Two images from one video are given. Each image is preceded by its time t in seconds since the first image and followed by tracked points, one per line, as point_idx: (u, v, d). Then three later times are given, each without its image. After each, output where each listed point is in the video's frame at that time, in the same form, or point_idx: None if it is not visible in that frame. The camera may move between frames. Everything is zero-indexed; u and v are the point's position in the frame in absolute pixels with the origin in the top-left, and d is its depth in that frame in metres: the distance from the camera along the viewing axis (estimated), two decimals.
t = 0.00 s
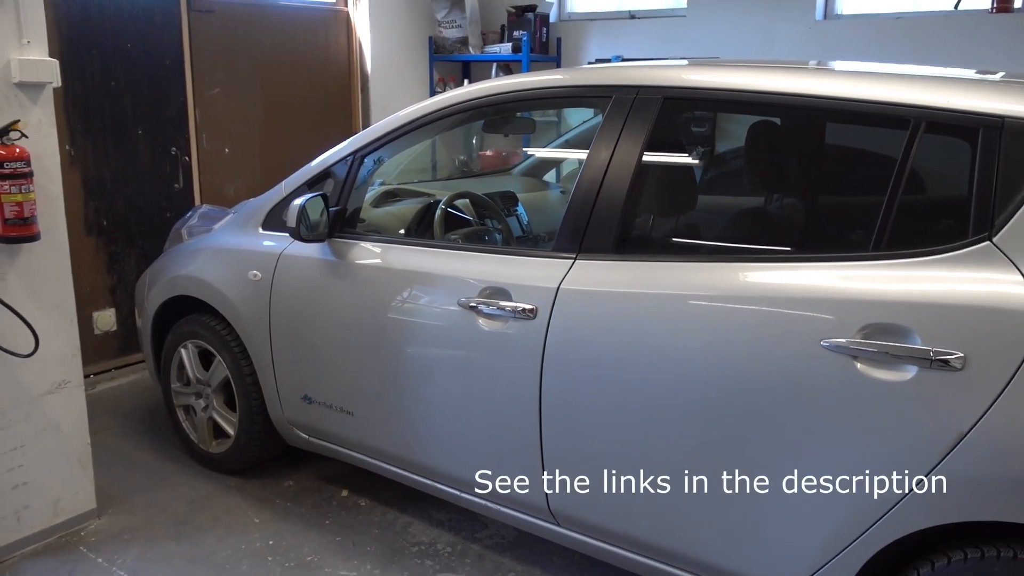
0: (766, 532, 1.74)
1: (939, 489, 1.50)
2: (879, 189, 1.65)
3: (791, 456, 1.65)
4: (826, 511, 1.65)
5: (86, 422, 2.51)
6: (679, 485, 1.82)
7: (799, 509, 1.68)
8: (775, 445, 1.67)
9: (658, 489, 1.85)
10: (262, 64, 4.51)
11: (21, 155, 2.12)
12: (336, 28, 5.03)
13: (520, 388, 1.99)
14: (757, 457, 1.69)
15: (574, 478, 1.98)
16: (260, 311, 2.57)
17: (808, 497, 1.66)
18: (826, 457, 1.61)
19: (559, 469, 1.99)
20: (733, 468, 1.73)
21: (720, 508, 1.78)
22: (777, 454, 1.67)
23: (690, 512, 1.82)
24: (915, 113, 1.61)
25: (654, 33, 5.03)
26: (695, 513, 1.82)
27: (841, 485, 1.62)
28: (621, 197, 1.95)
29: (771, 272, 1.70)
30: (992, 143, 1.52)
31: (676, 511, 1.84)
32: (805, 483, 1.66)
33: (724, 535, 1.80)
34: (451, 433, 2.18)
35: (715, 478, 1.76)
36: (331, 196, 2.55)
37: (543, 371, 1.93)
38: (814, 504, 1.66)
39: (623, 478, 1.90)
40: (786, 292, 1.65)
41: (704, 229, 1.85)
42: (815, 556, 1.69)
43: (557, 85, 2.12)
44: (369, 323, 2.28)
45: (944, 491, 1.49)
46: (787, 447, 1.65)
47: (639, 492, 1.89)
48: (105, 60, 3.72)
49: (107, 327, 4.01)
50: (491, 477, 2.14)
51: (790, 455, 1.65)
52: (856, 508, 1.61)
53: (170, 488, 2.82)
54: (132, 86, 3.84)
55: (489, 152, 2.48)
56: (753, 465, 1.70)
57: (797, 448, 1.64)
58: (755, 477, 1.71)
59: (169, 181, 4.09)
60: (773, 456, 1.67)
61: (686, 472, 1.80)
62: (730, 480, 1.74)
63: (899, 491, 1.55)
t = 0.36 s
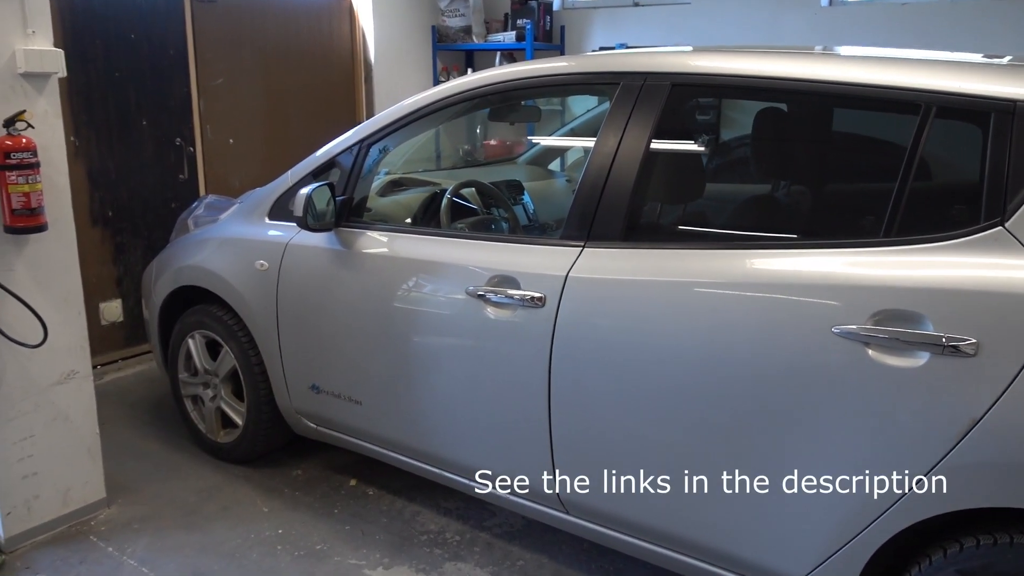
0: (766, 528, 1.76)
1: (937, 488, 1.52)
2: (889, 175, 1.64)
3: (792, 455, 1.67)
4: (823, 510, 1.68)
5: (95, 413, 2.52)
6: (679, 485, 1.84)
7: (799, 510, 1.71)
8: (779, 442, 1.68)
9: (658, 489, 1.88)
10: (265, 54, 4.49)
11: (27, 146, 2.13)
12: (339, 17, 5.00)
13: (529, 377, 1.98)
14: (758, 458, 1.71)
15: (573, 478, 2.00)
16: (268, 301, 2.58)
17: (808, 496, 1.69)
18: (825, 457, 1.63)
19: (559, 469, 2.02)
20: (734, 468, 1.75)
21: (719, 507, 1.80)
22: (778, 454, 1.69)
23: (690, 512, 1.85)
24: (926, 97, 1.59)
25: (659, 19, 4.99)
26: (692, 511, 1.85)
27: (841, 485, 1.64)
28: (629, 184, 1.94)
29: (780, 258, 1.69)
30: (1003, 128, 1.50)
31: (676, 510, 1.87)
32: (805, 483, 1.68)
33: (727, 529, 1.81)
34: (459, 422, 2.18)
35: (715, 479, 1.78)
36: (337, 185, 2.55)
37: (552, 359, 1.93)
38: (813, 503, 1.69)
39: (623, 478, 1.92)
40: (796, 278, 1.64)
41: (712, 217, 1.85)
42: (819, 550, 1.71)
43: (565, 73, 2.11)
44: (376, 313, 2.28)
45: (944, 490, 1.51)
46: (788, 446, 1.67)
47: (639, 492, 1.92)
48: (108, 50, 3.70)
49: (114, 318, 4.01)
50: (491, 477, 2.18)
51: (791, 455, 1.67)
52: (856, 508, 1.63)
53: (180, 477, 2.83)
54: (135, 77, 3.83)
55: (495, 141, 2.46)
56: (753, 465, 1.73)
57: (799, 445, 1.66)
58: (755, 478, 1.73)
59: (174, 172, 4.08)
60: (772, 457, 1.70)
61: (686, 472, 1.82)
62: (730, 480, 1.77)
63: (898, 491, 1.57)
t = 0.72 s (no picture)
0: (768, 527, 1.76)
1: (939, 488, 1.52)
2: (910, 168, 1.62)
3: (790, 457, 1.68)
4: (821, 511, 1.69)
5: (111, 406, 2.54)
6: (678, 485, 1.86)
7: (799, 510, 1.71)
8: (782, 442, 1.68)
9: (658, 489, 1.90)
10: (279, 49, 4.49)
11: (44, 139, 2.13)
12: (353, 12, 5.00)
13: (544, 372, 1.97)
14: (759, 458, 1.72)
15: (573, 479, 2.04)
16: (283, 295, 2.58)
17: (807, 496, 1.69)
18: (825, 457, 1.64)
19: (559, 470, 2.05)
20: (734, 468, 1.76)
21: (717, 507, 1.82)
22: (777, 455, 1.70)
23: (688, 512, 1.87)
24: (949, 89, 1.56)
25: (673, 12, 4.95)
26: (690, 512, 1.87)
27: (841, 485, 1.64)
28: (647, 178, 1.92)
29: (798, 253, 1.67)
30: None
31: (674, 508, 1.89)
32: (805, 483, 1.68)
33: (732, 527, 1.81)
34: (474, 417, 2.18)
35: (715, 479, 1.79)
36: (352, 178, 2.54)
37: (568, 354, 1.92)
38: (812, 503, 1.69)
39: (623, 478, 1.94)
40: (815, 273, 1.62)
41: (729, 211, 1.83)
42: (837, 549, 1.69)
43: (581, 66, 2.09)
44: (390, 307, 2.28)
45: (944, 490, 1.52)
46: (789, 448, 1.68)
47: (639, 492, 1.93)
48: (124, 45, 3.72)
49: (130, 311, 4.04)
50: (491, 477, 2.23)
51: (788, 456, 1.68)
52: (854, 507, 1.64)
53: (195, 471, 2.84)
54: (151, 71, 3.84)
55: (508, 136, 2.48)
56: (753, 465, 1.73)
57: (802, 444, 1.66)
58: (755, 478, 1.74)
59: (189, 166, 4.10)
60: (773, 457, 1.70)
61: (686, 472, 1.83)
62: (730, 480, 1.77)
63: (898, 491, 1.58)
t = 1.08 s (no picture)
0: (770, 527, 1.77)
1: (940, 489, 1.53)
2: (920, 165, 1.60)
3: (790, 456, 1.68)
4: (821, 511, 1.69)
5: (118, 404, 2.54)
6: (678, 485, 1.86)
7: (799, 510, 1.72)
8: (784, 442, 1.68)
9: (658, 489, 1.90)
10: (285, 47, 4.49)
11: (51, 138, 2.13)
12: (359, 10, 4.99)
13: (550, 371, 1.97)
14: (760, 458, 1.72)
15: (573, 478, 2.05)
16: (289, 294, 2.58)
17: (808, 496, 1.69)
18: (826, 457, 1.64)
19: (559, 470, 2.06)
20: (734, 468, 1.77)
21: (718, 507, 1.82)
22: (778, 455, 1.70)
23: (689, 511, 1.87)
24: (960, 86, 1.55)
25: (679, 9, 4.93)
26: (692, 511, 1.87)
27: (841, 485, 1.64)
28: (654, 176, 1.91)
29: (805, 251, 1.66)
30: None
31: (675, 507, 1.89)
32: (805, 483, 1.69)
33: (734, 526, 1.82)
34: (481, 416, 2.17)
35: (715, 479, 1.80)
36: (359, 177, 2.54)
37: (575, 353, 1.91)
38: (812, 503, 1.70)
39: (623, 478, 1.95)
40: (824, 271, 1.61)
41: (737, 209, 1.82)
42: (845, 548, 1.68)
43: (588, 63, 2.08)
44: (395, 305, 2.28)
45: (944, 490, 1.52)
46: (789, 448, 1.68)
47: (639, 492, 1.94)
48: (130, 43, 3.72)
49: (137, 309, 4.04)
50: (491, 477, 2.25)
51: (789, 456, 1.68)
52: (855, 506, 1.64)
53: (201, 469, 2.85)
54: (157, 69, 3.85)
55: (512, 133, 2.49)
56: (754, 465, 1.74)
57: (803, 444, 1.66)
58: (755, 478, 1.75)
59: (195, 164, 4.10)
60: (774, 457, 1.70)
61: (686, 472, 1.84)
62: (730, 480, 1.78)
63: (898, 491, 1.57)
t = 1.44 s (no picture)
0: (772, 527, 1.76)
1: (940, 489, 1.52)
2: (926, 163, 1.60)
3: (790, 455, 1.68)
4: (822, 512, 1.69)
5: (121, 402, 2.54)
6: (678, 485, 1.86)
7: (799, 510, 1.72)
8: (784, 442, 1.68)
9: (658, 489, 1.90)
10: (287, 45, 4.49)
11: (54, 136, 2.13)
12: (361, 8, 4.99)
13: (553, 370, 1.96)
14: (760, 458, 1.72)
15: (573, 479, 2.05)
16: (292, 292, 2.58)
17: (808, 496, 1.69)
18: (826, 457, 1.64)
19: (559, 470, 2.07)
20: (734, 468, 1.76)
21: (718, 507, 1.82)
22: (779, 455, 1.70)
23: (690, 511, 1.87)
24: (967, 84, 1.54)
25: (682, 7, 4.92)
26: (692, 511, 1.87)
27: (841, 485, 1.64)
28: (658, 174, 1.90)
29: (810, 249, 1.65)
30: None
31: (676, 507, 1.89)
32: (805, 483, 1.69)
33: (735, 526, 1.82)
34: (484, 415, 2.17)
35: (715, 479, 1.80)
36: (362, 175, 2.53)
37: (579, 352, 1.91)
38: (812, 504, 1.69)
39: (623, 478, 1.95)
40: (829, 270, 1.60)
41: (740, 208, 1.81)
42: (849, 548, 1.68)
43: (592, 61, 2.07)
44: (398, 304, 2.28)
45: (945, 490, 1.52)
46: (790, 447, 1.68)
47: (639, 492, 1.94)
48: (133, 41, 3.71)
49: (139, 308, 4.04)
50: (491, 477, 2.25)
51: (789, 455, 1.68)
52: (856, 506, 1.64)
53: (204, 467, 2.85)
54: (159, 68, 3.84)
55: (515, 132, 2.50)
56: (754, 465, 1.74)
57: (804, 444, 1.66)
58: (755, 478, 1.74)
59: (197, 163, 4.10)
60: (774, 456, 1.70)
61: (686, 472, 1.84)
62: (730, 481, 1.78)
63: (898, 491, 1.57)
